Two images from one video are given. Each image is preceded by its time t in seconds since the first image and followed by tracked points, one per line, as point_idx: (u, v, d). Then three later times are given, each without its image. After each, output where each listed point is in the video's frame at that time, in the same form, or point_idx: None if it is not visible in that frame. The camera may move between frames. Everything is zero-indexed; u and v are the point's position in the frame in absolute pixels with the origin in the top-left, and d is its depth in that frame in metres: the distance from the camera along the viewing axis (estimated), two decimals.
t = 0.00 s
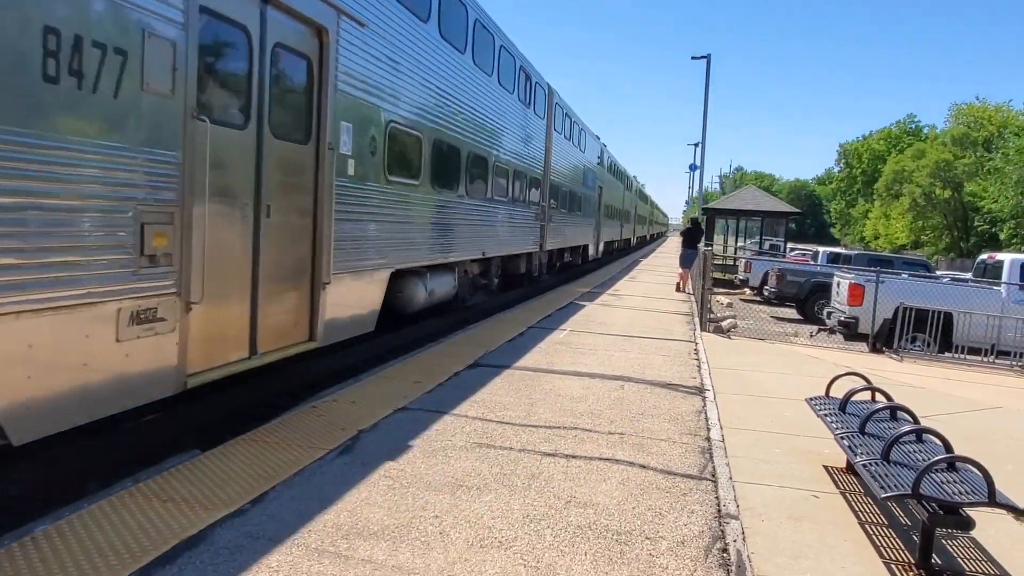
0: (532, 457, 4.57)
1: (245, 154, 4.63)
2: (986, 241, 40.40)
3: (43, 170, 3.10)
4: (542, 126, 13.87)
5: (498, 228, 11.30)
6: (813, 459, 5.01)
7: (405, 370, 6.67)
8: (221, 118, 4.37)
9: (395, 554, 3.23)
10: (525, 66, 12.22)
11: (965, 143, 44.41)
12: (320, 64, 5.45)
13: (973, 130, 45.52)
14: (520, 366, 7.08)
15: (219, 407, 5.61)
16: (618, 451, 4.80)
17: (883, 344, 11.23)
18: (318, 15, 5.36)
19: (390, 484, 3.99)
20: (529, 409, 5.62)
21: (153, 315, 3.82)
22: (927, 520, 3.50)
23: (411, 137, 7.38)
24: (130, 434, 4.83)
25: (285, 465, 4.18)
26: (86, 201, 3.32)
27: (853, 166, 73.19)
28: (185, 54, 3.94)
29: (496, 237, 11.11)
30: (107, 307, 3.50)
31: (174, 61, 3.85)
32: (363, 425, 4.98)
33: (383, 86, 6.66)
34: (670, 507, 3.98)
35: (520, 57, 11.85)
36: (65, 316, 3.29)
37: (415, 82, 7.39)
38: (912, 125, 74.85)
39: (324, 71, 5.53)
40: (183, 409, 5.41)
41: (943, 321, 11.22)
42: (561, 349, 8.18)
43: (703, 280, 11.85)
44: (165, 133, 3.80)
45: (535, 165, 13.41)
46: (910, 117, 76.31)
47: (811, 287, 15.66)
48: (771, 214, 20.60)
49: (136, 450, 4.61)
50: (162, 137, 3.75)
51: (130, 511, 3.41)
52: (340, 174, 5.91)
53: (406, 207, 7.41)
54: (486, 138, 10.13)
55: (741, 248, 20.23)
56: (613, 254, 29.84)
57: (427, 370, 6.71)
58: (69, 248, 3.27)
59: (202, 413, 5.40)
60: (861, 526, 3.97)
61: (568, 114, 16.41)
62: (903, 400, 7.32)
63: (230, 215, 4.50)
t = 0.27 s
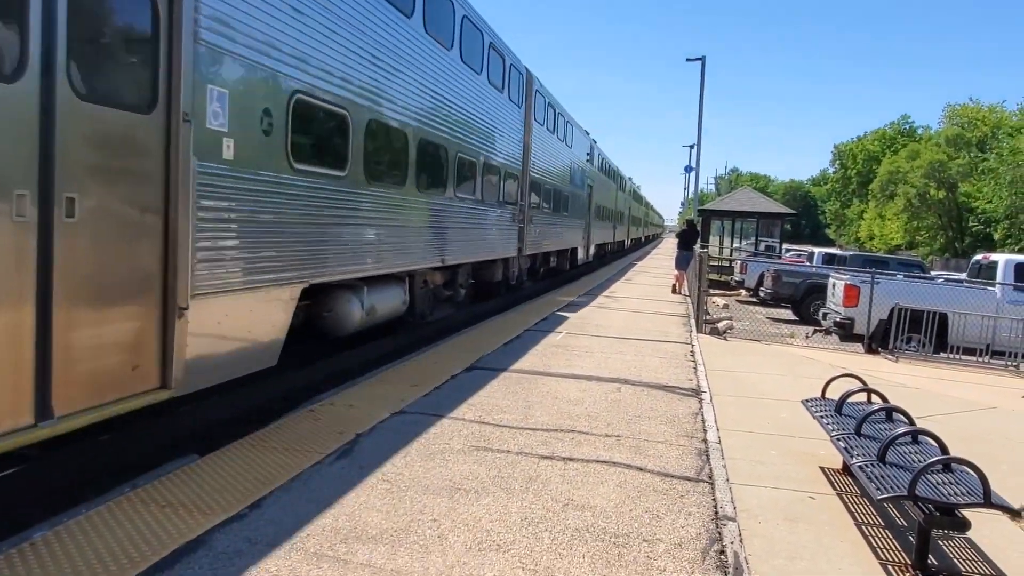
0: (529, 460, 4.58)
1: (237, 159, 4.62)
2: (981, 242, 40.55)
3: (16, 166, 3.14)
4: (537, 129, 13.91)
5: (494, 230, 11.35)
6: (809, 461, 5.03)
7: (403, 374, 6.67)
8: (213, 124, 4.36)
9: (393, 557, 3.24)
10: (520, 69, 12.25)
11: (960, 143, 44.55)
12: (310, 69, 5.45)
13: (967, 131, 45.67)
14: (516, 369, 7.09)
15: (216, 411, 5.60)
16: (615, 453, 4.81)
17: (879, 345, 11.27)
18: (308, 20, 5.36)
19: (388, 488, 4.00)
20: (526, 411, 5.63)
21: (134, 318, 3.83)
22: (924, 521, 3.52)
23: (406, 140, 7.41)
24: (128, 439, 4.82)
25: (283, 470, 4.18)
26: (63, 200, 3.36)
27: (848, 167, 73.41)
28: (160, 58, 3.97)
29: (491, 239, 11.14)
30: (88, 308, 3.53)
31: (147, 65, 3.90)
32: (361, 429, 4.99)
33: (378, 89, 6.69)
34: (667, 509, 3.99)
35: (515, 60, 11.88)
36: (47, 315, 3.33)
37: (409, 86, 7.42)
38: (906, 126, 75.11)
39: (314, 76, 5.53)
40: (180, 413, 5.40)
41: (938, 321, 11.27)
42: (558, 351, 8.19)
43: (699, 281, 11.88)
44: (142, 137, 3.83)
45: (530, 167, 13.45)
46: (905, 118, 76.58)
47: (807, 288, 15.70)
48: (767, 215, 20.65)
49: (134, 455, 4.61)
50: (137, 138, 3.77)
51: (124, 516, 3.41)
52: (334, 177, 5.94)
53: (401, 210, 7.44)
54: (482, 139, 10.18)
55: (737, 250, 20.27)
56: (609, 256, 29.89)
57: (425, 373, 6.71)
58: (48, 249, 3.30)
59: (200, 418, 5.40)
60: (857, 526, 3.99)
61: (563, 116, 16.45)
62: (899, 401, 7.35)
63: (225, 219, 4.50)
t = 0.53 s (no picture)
0: (527, 469, 4.58)
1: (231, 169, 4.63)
2: (975, 247, 40.73)
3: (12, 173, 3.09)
4: (533, 139, 13.97)
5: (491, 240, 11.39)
6: (806, 467, 5.05)
7: (400, 383, 6.68)
8: (204, 134, 4.37)
9: (392, 568, 3.24)
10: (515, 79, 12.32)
11: (952, 150, 44.81)
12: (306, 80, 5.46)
13: (960, 137, 45.96)
14: (513, 378, 7.10)
15: (214, 422, 5.60)
16: (613, 461, 4.82)
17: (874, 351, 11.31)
18: (303, 31, 5.38)
19: (386, 498, 4.00)
20: (524, 420, 5.64)
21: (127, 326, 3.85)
22: (921, 527, 3.53)
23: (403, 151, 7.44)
24: (125, 451, 4.81)
25: (281, 481, 4.18)
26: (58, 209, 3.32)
27: (842, 174, 73.73)
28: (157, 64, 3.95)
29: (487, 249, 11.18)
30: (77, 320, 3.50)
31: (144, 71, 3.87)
32: (359, 440, 4.99)
33: (375, 101, 6.72)
34: (666, 516, 4.00)
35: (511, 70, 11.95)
36: (38, 325, 3.29)
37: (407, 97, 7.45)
38: (899, 132, 75.53)
39: (311, 87, 5.55)
40: (177, 425, 5.40)
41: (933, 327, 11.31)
42: (555, 360, 8.21)
43: (695, 289, 11.91)
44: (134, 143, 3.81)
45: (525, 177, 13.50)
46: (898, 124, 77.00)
47: (802, 294, 15.74)
48: (762, 223, 20.73)
49: (132, 467, 4.61)
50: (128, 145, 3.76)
51: (121, 529, 3.40)
52: (330, 188, 5.97)
53: (398, 220, 7.46)
54: (479, 149, 10.22)
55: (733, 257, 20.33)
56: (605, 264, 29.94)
57: (422, 383, 6.72)
58: (44, 259, 3.27)
59: (197, 429, 5.39)
60: (855, 532, 4.00)
61: (558, 125, 16.51)
62: (895, 406, 7.37)
63: (221, 230, 4.52)
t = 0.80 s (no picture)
0: (526, 476, 4.58)
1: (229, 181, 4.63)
2: (970, 252, 40.87)
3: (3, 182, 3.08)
4: (528, 146, 14.02)
5: (488, 248, 11.43)
6: (804, 473, 5.05)
7: (398, 391, 6.68)
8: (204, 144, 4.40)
9: None
10: (511, 87, 12.37)
11: (947, 155, 45.00)
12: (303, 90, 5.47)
13: (954, 142, 46.19)
14: (511, 385, 7.10)
15: (211, 431, 5.59)
16: (611, 468, 4.82)
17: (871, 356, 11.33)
18: (302, 40, 5.41)
19: (385, 506, 3.99)
20: (522, 428, 5.64)
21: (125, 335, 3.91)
22: (919, 531, 3.53)
23: (399, 158, 7.47)
24: (122, 461, 4.80)
25: (279, 489, 4.18)
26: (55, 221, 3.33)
27: (837, 180, 73.98)
28: (158, 72, 3.97)
29: (484, 257, 11.20)
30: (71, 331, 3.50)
31: (146, 79, 3.89)
32: (357, 448, 4.99)
33: (371, 109, 6.76)
34: (665, 523, 4.00)
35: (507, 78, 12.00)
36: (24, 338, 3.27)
37: (402, 105, 7.49)
38: (893, 137, 75.87)
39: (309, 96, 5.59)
40: (174, 434, 5.39)
41: (930, 331, 11.34)
42: (552, 367, 8.21)
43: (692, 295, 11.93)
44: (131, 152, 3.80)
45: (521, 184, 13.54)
46: (892, 130, 77.37)
47: (799, 300, 15.77)
48: (758, 228, 20.78)
49: (129, 478, 4.59)
50: (128, 155, 3.78)
51: (121, 539, 3.40)
52: (328, 197, 5.99)
53: (394, 228, 7.48)
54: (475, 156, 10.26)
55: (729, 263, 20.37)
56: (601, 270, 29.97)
57: (419, 391, 6.72)
58: (41, 270, 3.29)
59: (194, 438, 5.38)
60: (854, 537, 4.01)
61: (553, 131, 16.57)
62: (893, 411, 7.39)
63: (218, 238, 4.53)
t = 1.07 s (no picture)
0: (525, 482, 4.58)
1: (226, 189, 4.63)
2: (965, 254, 41.00)
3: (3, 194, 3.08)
4: (524, 152, 14.06)
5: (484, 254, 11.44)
6: (803, 476, 5.05)
7: (396, 398, 6.68)
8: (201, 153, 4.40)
9: None
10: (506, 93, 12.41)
11: (941, 157, 45.17)
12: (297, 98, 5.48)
13: (948, 145, 46.38)
14: (508, 391, 7.10)
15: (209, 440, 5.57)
16: (610, 473, 4.82)
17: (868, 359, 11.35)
18: (296, 48, 5.43)
19: (384, 514, 3.99)
20: (520, 434, 5.63)
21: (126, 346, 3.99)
22: (918, 534, 3.54)
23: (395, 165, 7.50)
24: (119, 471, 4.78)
25: (278, 497, 4.17)
26: (49, 232, 3.31)
27: (832, 183, 74.21)
28: (155, 82, 3.98)
29: (481, 263, 11.22)
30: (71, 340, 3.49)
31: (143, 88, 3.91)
32: (356, 455, 4.98)
33: (366, 116, 6.78)
34: (664, 528, 4.00)
35: (502, 84, 12.05)
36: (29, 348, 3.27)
37: (398, 113, 7.52)
38: (887, 140, 76.17)
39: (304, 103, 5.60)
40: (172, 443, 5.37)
41: (926, 334, 11.37)
42: (550, 372, 8.21)
43: (688, 300, 11.95)
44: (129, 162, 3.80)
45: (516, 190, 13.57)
46: (886, 133, 77.70)
47: (795, 303, 15.80)
48: (754, 232, 20.82)
49: (127, 487, 4.58)
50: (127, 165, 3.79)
51: (120, 550, 3.38)
52: (324, 204, 6.01)
53: (391, 235, 7.50)
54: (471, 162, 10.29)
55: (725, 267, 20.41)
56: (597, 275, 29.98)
57: (416, 398, 6.71)
58: (37, 281, 3.27)
59: (192, 447, 5.37)
60: (853, 540, 4.01)
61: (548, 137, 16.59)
62: (890, 414, 7.40)
63: (215, 246, 4.52)
